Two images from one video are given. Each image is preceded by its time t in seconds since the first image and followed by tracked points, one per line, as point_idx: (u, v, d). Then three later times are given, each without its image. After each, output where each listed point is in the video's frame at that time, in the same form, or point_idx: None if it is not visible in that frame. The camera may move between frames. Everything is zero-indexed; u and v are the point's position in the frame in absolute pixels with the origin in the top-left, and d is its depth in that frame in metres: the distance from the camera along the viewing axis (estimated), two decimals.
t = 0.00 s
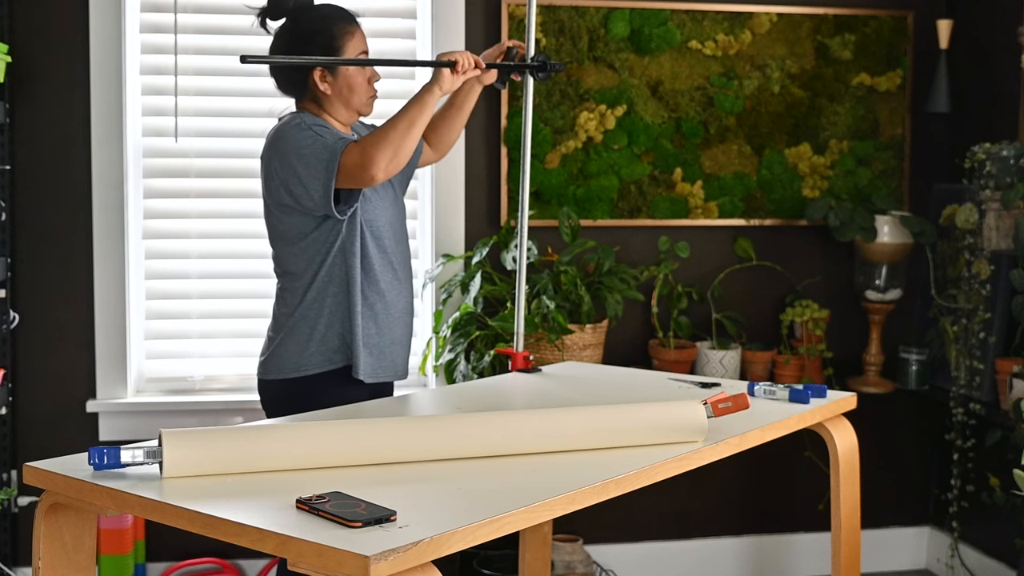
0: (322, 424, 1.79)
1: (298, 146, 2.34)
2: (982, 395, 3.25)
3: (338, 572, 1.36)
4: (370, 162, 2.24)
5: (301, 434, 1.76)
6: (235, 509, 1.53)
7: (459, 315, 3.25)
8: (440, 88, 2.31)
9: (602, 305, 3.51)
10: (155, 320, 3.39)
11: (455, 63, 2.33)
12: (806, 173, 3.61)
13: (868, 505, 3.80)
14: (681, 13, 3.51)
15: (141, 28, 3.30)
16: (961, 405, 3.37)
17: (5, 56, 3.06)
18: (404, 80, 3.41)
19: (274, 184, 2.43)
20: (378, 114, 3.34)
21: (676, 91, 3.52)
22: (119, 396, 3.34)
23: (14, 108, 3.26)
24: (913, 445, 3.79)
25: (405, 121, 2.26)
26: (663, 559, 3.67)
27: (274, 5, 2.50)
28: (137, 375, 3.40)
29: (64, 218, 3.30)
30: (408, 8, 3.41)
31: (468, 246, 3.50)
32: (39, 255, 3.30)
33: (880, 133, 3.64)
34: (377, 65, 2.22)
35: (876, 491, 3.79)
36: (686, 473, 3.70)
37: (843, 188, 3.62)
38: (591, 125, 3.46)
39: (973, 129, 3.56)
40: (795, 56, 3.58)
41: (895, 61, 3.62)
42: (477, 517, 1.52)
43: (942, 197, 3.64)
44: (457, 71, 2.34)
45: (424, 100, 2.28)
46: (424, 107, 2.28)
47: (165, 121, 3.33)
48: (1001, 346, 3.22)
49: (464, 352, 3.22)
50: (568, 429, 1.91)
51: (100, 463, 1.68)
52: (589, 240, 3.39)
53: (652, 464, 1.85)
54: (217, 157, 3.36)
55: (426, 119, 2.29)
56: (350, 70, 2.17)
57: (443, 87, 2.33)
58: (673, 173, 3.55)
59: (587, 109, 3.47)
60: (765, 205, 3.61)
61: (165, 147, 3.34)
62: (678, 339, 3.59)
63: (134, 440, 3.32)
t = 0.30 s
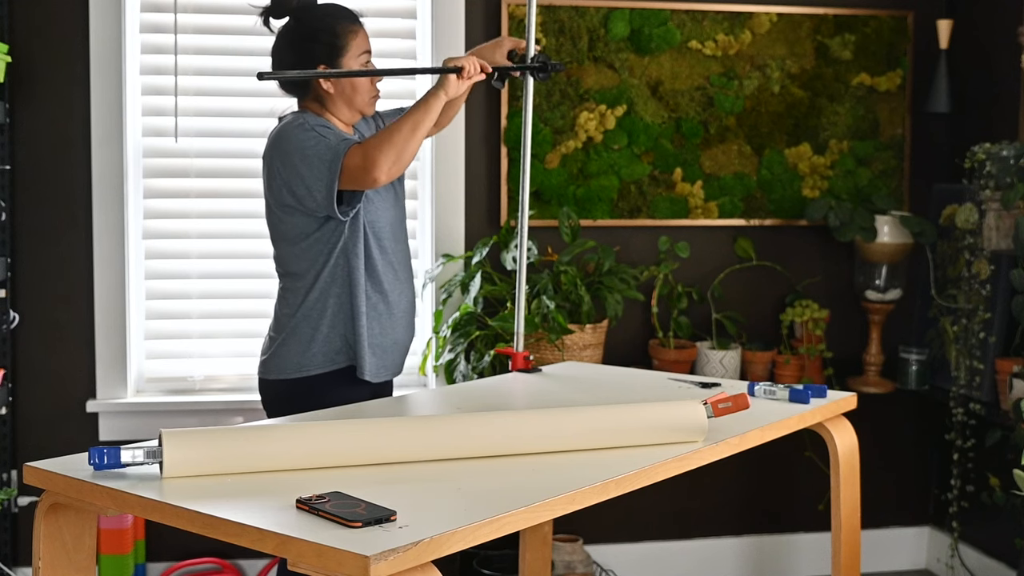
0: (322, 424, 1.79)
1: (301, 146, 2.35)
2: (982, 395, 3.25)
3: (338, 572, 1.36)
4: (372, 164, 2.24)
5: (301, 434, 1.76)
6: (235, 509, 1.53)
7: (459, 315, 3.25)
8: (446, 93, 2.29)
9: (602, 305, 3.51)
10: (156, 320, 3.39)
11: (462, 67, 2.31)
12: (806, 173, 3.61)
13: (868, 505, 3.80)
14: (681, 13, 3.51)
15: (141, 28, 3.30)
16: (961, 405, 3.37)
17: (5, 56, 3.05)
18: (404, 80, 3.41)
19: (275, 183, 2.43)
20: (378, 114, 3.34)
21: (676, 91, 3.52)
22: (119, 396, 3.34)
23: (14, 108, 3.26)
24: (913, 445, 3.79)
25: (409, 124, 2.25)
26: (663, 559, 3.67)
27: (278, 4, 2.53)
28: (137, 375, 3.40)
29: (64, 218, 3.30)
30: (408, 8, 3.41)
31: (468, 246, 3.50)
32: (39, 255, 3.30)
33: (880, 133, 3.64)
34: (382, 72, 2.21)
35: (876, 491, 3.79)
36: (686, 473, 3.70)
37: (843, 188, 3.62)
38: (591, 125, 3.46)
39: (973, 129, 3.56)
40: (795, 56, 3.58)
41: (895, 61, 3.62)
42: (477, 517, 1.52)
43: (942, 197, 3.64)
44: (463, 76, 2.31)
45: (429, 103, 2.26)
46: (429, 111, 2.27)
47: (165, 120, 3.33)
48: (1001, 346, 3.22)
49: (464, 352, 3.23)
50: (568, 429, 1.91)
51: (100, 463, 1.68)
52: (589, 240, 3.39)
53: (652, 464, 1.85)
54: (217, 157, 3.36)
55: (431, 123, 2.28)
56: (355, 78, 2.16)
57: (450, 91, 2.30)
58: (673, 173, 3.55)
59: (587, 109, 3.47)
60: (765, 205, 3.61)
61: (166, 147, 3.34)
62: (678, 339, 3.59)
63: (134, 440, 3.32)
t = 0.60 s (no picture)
0: (321, 424, 1.79)
1: (308, 147, 2.34)
2: (982, 395, 3.25)
3: (338, 572, 1.36)
4: (382, 166, 2.23)
5: (300, 434, 1.76)
6: (235, 509, 1.53)
7: (459, 315, 3.25)
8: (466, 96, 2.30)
9: (602, 305, 3.51)
10: (155, 320, 3.39)
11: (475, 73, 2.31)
12: (806, 173, 3.61)
13: (867, 504, 3.80)
14: (681, 13, 3.51)
15: (141, 28, 3.30)
16: (961, 405, 3.37)
17: (5, 56, 3.06)
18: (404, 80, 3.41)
19: (280, 184, 2.43)
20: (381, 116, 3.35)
21: (676, 91, 3.52)
22: (119, 396, 3.34)
23: (14, 108, 3.26)
24: (913, 445, 3.79)
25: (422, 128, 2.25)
26: (663, 559, 3.67)
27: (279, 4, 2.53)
28: (137, 375, 3.40)
29: (64, 217, 3.31)
30: (408, 8, 3.41)
31: (468, 246, 3.50)
32: (39, 255, 3.30)
33: (880, 133, 3.64)
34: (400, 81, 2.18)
35: (876, 491, 3.79)
36: (686, 473, 3.70)
37: (843, 188, 3.62)
38: (590, 125, 3.46)
39: (973, 129, 3.56)
40: (795, 56, 3.58)
41: (895, 61, 3.62)
42: (477, 517, 1.52)
43: (942, 197, 3.64)
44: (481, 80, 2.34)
45: (447, 109, 2.26)
46: (445, 117, 2.26)
47: (165, 121, 3.33)
48: (1001, 346, 3.22)
49: (464, 352, 3.23)
50: (568, 429, 1.91)
51: (100, 463, 1.68)
52: (589, 241, 3.39)
53: (652, 464, 1.85)
54: (218, 157, 3.36)
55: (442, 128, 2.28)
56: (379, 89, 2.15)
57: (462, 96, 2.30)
58: (673, 173, 3.55)
59: (587, 109, 3.47)
60: (765, 205, 3.61)
61: (166, 147, 3.34)
62: (678, 339, 3.59)
63: (134, 440, 3.32)
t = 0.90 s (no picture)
0: (320, 424, 1.79)
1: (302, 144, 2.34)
2: (983, 395, 3.25)
3: (338, 571, 1.36)
4: (365, 171, 2.25)
5: (300, 434, 1.76)
6: (235, 509, 1.53)
7: (459, 315, 3.25)
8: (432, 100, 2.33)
9: (602, 305, 3.51)
10: (156, 320, 3.39)
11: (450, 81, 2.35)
12: (806, 173, 3.61)
13: (867, 504, 3.80)
14: (681, 13, 3.51)
15: (141, 28, 3.30)
16: (961, 405, 3.37)
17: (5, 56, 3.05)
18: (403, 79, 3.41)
19: (274, 180, 2.42)
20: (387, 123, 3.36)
21: (676, 91, 3.52)
22: (119, 396, 3.34)
23: (14, 108, 3.26)
24: (913, 445, 3.79)
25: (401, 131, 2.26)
26: (663, 559, 3.67)
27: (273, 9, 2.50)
28: (137, 375, 3.40)
29: (65, 217, 3.31)
30: (408, 8, 3.41)
31: (468, 246, 3.50)
32: (39, 255, 3.30)
33: (880, 133, 3.64)
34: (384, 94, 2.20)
35: (876, 491, 3.79)
36: (686, 473, 3.70)
37: (843, 188, 3.62)
38: (591, 125, 3.46)
39: (973, 129, 3.56)
40: (795, 56, 3.58)
41: (895, 61, 3.62)
42: (477, 517, 1.52)
43: (942, 197, 3.64)
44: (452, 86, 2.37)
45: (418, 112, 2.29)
46: (417, 118, 2.29)
47: (165, 121, 3.33)
48: (1001, 346, 3.22)
49: (464, 352, 3.23)
50: (567, 430, 1.90)
51: (100, 463, 1.68)
52: (589, 241, 3.38)
53: (652, 464, 1.85)
54: (217, 157, 3.36)
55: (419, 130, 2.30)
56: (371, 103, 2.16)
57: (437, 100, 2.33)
58: (673, 173, 3.55)
59: (587, 109, 3.47)
60: (765, 205, 3.61)
61: (166, 147, 3.34)
62: (678, 339, 3.59)
63: (134, 440, 3.32)
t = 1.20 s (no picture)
0: (320, 424, 1.79)
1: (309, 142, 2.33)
2: (982, 395, 3.25)
3: (338, 571, 1.36)
4: (378, 173, 2.24)
5: (299, 434, 1.76)
6: (235, 509, 1.53)
7: (459, 315, 3.25)
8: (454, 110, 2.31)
9: (602, 305, 3.51)
10: (156, 320, 3.39)
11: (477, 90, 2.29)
12: (806, 173, 3.61)
13: (868, 504, 3.80)
14: (681, 13, 3.51)
15: (141, 28, 3.30)
16: (961, 405, 3.37)
17: (5, 56, 3.05)
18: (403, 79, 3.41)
19: (276, 179, 2.42)
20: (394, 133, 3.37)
21: (675, 91, 3.52)
22: (119, 396, 3.34)
23: (14, 108, 3.26)
24: (913, 445, 3.79)
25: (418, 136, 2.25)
26: (663, 559, 3.67)
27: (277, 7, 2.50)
28: (137, 375, 3.40)
29: (64, 217, 3.31)
30: (408, 8, 3.41)
31: (468, 246, 3.50)
32: (39, 255, 3.30)
33: (880, 133, 3.64)
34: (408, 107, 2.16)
35: (876, 491, 3.79)
36: (686, 473, 3.70)
37: (843, 188, 3.62)
38: (591, 125, 3.46)
39: (973, 129, 3.56)
40: (795, 56, 3.58)
41: (895, 61, 3.62)
42: (477, 517, 1.52)
43: (942, 197, 3.64)
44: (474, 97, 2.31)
45: (439, 120, 2.28)
46: (437, 127, 2.28)
47: (165, 121, 3.33)
48: (1001, 346, 3.22)
49: (464, 352, 3.23)
50: (567, 430, 1.90)
51: (100, 463, 1.68)
52: (589, 241, 3.39)
53: (652, 464, 1.85)
54: (218, 157, 3.36)
55: (436, 137, 2.28)
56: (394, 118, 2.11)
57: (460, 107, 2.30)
58: (673, 173, 3.55)
59: (587, 109, 3.47)
60: (765, 205, 3.61)
61: (166, 147, 3.34)
62: (678, 339, 3.59)
63: (134, 440, 3.32)
